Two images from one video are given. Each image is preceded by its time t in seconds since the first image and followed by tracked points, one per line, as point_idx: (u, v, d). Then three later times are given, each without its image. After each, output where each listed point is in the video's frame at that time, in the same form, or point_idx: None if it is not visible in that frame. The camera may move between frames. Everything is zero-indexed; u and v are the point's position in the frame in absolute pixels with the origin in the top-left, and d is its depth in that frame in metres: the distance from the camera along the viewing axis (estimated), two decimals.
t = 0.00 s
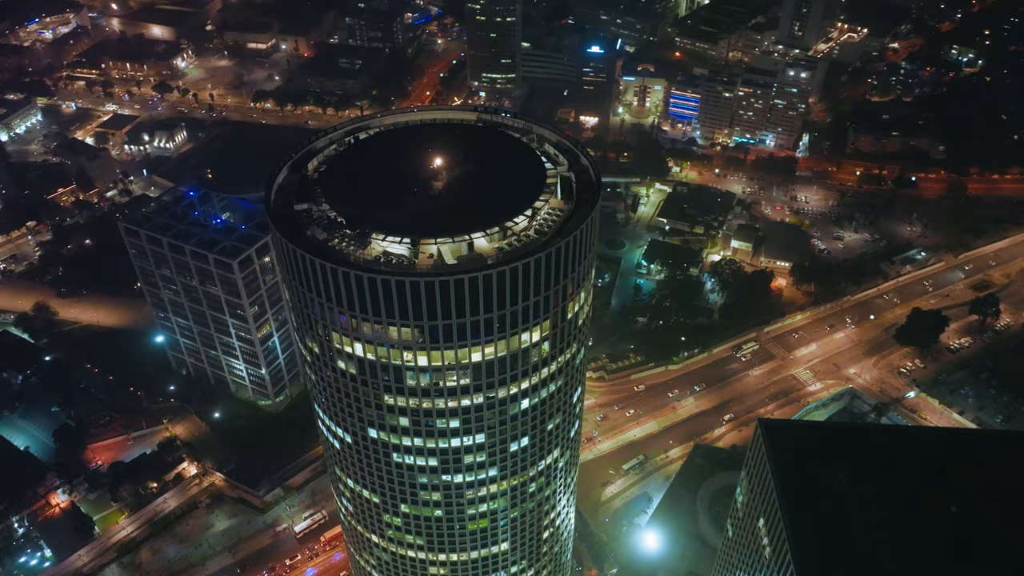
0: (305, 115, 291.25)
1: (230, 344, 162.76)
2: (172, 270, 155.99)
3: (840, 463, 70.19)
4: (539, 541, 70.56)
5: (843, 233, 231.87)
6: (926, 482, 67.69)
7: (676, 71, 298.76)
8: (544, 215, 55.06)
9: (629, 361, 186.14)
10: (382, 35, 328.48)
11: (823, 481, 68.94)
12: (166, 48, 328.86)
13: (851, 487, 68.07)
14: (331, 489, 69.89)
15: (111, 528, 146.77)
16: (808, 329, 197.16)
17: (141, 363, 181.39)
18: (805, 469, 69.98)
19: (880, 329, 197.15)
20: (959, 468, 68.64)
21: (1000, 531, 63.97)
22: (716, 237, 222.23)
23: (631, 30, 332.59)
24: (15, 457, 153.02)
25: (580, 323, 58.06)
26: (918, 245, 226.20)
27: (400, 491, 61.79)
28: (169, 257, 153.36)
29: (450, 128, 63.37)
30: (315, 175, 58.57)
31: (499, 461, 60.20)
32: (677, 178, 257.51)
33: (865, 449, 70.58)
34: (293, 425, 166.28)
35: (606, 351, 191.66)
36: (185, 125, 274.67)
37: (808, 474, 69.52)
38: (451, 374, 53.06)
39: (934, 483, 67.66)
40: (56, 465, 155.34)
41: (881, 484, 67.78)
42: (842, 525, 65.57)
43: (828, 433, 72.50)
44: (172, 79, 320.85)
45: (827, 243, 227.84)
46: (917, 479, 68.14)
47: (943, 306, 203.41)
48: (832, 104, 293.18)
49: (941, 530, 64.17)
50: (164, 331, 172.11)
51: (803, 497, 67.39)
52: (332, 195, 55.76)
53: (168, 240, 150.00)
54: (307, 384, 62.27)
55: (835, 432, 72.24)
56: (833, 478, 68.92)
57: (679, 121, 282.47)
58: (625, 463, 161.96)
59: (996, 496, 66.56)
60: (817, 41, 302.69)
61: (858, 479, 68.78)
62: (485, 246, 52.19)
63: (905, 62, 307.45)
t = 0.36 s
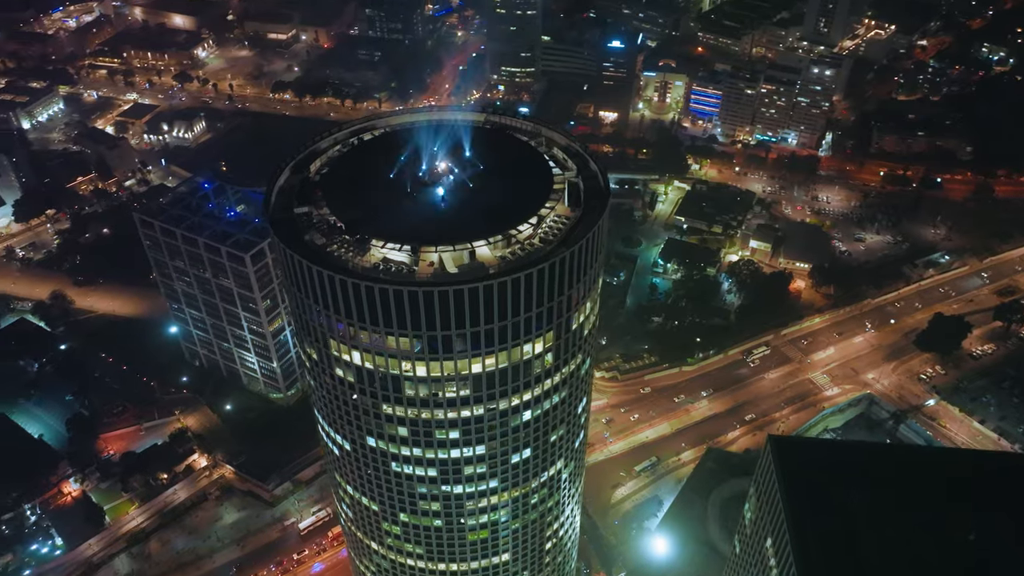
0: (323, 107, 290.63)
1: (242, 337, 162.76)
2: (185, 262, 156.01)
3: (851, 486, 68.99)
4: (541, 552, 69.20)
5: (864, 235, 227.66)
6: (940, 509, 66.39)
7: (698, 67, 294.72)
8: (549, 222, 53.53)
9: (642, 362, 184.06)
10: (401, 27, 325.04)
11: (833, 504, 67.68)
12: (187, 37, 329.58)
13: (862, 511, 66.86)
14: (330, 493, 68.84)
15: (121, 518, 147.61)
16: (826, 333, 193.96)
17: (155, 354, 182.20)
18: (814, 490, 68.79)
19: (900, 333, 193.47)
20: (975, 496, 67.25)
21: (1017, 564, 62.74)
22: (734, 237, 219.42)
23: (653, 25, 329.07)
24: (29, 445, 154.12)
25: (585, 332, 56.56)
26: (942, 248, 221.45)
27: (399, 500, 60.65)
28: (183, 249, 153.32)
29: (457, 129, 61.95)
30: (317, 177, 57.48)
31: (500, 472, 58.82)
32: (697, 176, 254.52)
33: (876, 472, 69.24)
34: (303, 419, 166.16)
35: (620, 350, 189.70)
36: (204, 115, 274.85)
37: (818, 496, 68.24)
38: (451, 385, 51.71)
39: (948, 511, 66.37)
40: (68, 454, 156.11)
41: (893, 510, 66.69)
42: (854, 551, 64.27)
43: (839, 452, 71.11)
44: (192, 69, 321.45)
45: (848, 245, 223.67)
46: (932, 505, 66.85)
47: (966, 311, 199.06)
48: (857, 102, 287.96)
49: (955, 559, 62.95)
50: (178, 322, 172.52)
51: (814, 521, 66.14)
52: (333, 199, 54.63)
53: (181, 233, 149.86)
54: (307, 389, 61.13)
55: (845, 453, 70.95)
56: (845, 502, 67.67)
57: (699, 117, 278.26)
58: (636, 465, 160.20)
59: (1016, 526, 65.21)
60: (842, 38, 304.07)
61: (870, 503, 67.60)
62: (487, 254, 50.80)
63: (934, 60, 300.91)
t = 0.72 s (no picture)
0: (341, 98, 289.91)
1: (253, 330, 162.68)
2: (197, 254, 156.00)
3: (859, 504, 69.43)
4: (542, 563, 67.86)
5: (885, 236, 223.54)
6: (948, 528, 66.73)
7: (719, 62, 290.58)
8: (553, 231, 51.98)
9: (655, 362, 182.05)
10: (420, 18, 323.41)
11: (839, 524, 68.19)
12: (206, 26, 329.92)
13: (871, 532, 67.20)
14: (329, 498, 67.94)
15: (130, 508, 148.05)
16: (844, 335, 190.66)
17: (167, 344, 182.71)
18: (821, 505, 69.72)
19: (920, 338, 189.89)
20: (990, 519, 67.24)
21: None
22: (752, 237, 216.35)
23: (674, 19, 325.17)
24: (41, 433, 155.16)
25: (589, 344, 55.03)
26: (965, 251, 216.84)
27: (397, 509, 59.50)
28: (195, 241, 153.23)
29: (462, 130, 60.35)
30: (317, 179, 56.24)
31: (500, 484, 57.49)
32: (715, 173, 251.12)
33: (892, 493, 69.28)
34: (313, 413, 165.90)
35: (632, 350, 187.72)
36: (221, 105, 275.04)
37: (824, 517, 68.83)
38: (448, 397, 50.40)
39: (958, 532, 66.54)
40: (79, 443, 156.90)
41: (904, 529, 66.99)
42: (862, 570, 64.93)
43: (853, 469, 71.35)
44: (211, 58, 321.78)
45: (868, 246, 219.82)
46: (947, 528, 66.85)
47: (988, 317, 194.89)
48: (881, 100, 282.87)
49: None
50: (190, 313, 172.77)
51: (819, 541, 66.99)
52: (332, 202, 53.40)
53: (193, 225, 149.69)
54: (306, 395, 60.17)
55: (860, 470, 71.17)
56: (853, 521, 68.24)
57: (719, 113, 274.91)
58: (646, 467, 158.48)
59: None
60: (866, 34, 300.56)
61: (878, 520, 68.18)
62: (488, 264, 49.40)
63: (962, 58, 294.71)
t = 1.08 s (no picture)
0: (357, 89, 288.90)
1: (263, 322, 162.44)
2: (209, 246, 155.97)
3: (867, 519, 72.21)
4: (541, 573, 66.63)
5: (905, 238, 219.57)
6: (955, 546, 69.30)
7: (740, 57, 286.37)
8: (556, 239, 50.32)
9: (668, 361, 180.17)
10: (438, 9, 321.54)
11: (846, 542, 70.63)
12: (225, 16, 329.82)
13: (878, 548, 69.65)
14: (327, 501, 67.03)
15: (139, 498, 148.66)
16: (861, 338, 187.45)
17: (179, 334, 183.15)
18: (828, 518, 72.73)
19: (938, 342, 186.41)
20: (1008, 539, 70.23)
21: None
22: (769, 236, 213.22)
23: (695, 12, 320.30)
24: (52, 421, 156.08)
25: (591, 356, 53.52)
26: (988, 254, 212.40)
27: (394, 518, 58.39)
28: (207, 232, 153.07)
29: (466, 131, 58.91)
30: (316, 181, 54.97)
31: (498, 496, 56.20)
32: (733, 171, 247.77)
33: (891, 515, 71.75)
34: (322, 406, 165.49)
35: (645, 349, 185.67)
36: (238, 94, 274.77)
37: (831, 532, 71.56)
38: (444, 408, 49.13)
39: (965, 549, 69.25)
40: (90, 432, 157.77)
41: (911, 544, 69.75)
42: None
43: (858, 489, 74.27)
44: (228, 48, 321.42)
45: (887, 247, 216.05)
46: (951, 547, 69.31)
47: (1010, 322, 190.80)
48: (905, 98, 277.64)
49: None
50: (202, 304, 172.88)
51: (825, 557, 69.49)
52: (330, 205, 52.18)
53: (205, 217, 149.51)
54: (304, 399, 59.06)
55: (865, 490, 73.97)
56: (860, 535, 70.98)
57: (738, 109, 270.96)
58: (655, 469, 156.57)
59: None
60: (891, 30, 289.73)
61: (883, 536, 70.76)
62: (487, 272, 47.88)
63: (990, 55, 288.56)
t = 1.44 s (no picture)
0: (372, 80, 287.71)
1: (273, 315, 161.98)
2: (220, 238, 155.51)
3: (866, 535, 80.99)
4: None
5: (926, 239, 215.50)
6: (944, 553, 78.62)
7: (760, 52, 282.22)
8: (557, 248, 48.82)
9: (680, 361, 178.32)
10: None
11: (847, 555, 79.52)
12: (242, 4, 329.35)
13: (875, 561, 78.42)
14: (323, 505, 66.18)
15: (147, 488, 149.14)
16: (877, 341, 184.45)
17: (190, 324, 183.62)
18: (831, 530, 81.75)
19: (957, 346, 182.88)
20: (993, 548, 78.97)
21: None
22: (786, 235, 210.13)
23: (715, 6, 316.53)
24: (62, 409, 156.77)
25: (593, 368, 52.09)
26: (1011, 256, 207.93)
27: (390, 526, 57.38)
28: (218, 224, 152.62)
29: (469, 134, 57.47)
30: (314, 182, 53.80)
31: (495, 507, 55.00)
32: (750, 167, 242.83)
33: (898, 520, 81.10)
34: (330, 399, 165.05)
35: (656, 348, 183.73)
36: (254, 84, 274.68)
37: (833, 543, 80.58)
38: (439, 420, 47.87)
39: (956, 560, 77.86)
40: (100, 420, 158.41)
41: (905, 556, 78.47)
42: None
43: (855, 506, 83.63)
44: (245, 37, 321.05)
45: (907, 248, 212.16)
46: (940, 558, 78.05)
47: None
48: (928, 95, 272.44)
49: None
50: (212, 295, 172.73)
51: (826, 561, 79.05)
52: (327, 207, 51.06)
53: (216, 208, 148.99)
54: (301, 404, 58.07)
55: (861, 506, 83.23)
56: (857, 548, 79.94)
57: (758, 105, 266.47)
58: (664, 470, 155.05)
59: None
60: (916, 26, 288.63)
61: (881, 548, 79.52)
62: (485, 282, 46.58)
63: (1018, 52, 282.28)
